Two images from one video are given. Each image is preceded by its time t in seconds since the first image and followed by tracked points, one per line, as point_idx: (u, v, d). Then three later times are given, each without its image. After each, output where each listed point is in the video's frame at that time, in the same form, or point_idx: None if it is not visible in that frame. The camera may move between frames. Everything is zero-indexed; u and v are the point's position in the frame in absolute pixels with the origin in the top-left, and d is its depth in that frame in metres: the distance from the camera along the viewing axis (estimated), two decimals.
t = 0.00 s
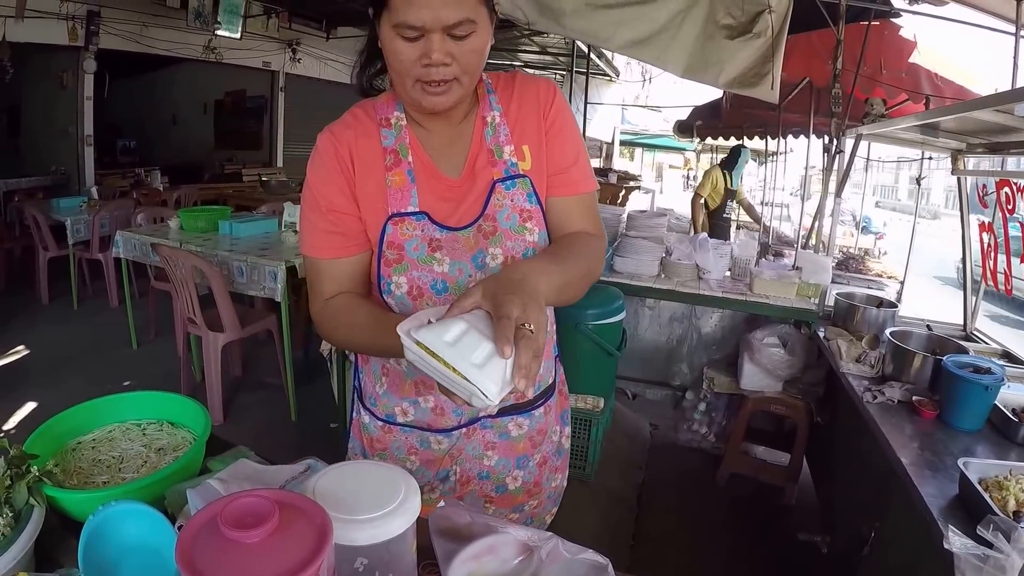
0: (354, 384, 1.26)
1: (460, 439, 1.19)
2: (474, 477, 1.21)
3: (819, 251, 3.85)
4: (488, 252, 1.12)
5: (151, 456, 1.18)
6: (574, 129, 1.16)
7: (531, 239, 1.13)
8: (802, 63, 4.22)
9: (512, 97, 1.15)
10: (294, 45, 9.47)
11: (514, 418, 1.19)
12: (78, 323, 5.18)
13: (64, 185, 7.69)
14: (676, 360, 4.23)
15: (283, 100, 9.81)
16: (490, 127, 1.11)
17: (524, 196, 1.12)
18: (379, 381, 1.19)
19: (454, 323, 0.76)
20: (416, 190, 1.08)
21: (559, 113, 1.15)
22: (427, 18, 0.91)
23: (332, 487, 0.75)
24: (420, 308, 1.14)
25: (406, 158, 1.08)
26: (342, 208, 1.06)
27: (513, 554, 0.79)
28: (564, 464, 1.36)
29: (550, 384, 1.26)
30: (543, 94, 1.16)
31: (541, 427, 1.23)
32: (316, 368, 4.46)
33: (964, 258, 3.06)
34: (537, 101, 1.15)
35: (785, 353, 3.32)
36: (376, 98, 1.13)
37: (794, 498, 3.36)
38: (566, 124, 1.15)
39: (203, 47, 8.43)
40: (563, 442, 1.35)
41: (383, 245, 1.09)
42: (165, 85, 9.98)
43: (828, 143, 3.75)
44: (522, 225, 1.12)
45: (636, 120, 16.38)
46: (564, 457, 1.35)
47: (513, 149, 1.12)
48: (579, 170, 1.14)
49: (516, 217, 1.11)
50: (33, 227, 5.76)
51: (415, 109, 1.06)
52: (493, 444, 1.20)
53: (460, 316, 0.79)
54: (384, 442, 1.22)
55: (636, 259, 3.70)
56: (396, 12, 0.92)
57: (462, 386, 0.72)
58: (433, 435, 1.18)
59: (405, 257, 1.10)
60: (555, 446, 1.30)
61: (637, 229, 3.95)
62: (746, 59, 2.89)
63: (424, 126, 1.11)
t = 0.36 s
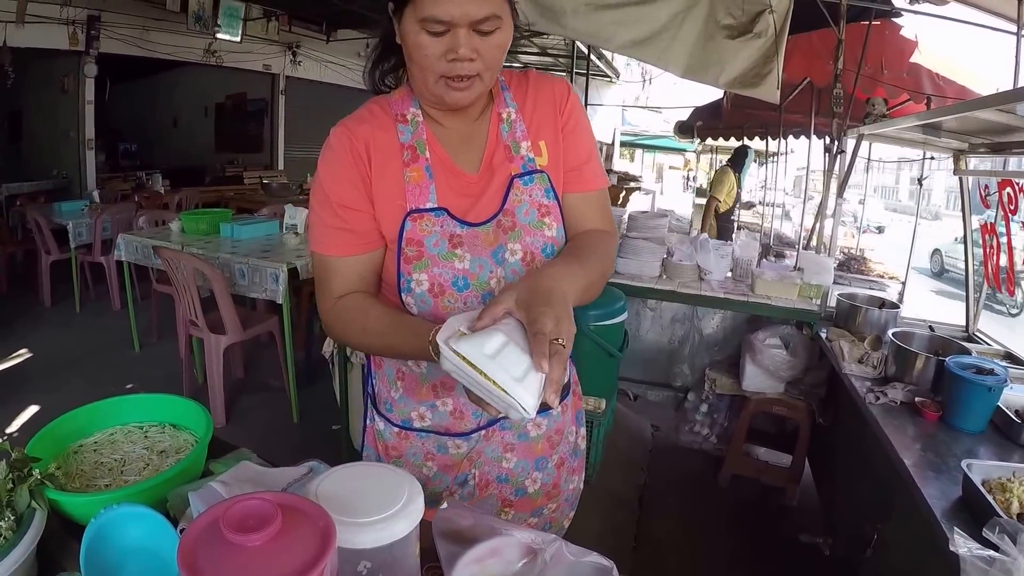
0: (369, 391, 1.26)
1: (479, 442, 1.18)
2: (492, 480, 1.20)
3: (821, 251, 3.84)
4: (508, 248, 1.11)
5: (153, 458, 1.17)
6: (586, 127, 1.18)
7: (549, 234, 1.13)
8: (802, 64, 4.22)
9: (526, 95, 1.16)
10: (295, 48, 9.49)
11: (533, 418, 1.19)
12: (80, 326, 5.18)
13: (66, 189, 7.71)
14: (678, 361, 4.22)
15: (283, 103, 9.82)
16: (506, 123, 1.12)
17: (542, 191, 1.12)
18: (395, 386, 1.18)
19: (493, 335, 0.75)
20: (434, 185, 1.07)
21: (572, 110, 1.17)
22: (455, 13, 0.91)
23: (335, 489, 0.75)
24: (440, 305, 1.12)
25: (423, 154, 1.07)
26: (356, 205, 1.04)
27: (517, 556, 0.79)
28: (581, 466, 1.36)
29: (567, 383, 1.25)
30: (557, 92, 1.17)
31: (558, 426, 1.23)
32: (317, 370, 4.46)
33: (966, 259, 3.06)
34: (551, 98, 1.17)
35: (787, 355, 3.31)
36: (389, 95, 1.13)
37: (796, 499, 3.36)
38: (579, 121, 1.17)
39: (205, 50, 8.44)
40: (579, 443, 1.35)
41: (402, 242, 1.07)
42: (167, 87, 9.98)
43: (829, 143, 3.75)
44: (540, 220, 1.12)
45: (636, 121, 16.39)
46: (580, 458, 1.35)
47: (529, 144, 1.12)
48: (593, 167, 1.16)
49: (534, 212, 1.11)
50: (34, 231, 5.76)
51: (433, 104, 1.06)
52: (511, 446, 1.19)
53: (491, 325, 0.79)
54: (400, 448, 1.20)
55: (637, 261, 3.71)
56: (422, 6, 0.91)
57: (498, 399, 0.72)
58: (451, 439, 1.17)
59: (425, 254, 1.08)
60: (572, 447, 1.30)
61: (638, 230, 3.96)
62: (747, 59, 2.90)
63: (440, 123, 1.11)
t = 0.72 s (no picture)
0: (377, 397, 1.25)
1: (490, 444, 1.17)
2: (504, 481, 1.20)
3: (822, 251, 3.84)
4: (513, 248, 1.11)
5: (155, 460, 1.17)
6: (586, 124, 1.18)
7: (553, 232, 1.13)
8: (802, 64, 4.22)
9: (525, 92, 1.16)
10: (295, 50, 9.50)
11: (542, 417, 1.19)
12: (81, 328, 5.19)
13: (67, 192, 7.72)
14: (679, 362, 4.22)
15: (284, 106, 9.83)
16: (507, 123, 1.11)
17: (545, 190, 1.12)
18: (403, 392, 1.18)
19: (501, 349, 0.74)
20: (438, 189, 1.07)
21: (572, 107, 1.16)
22: (461, 17, 0.90)
23: (337, 492, 0.75)
24: (447, 309, 1.11)
25: (426, 158, 1.07)
26: (360, 213, 1.04)
27: (520, 559, 0.79)
28: (593, 463, 1.36)
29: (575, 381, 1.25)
30: (556, 90, 1.17)
31: (569, 425, 1.23)
32: (319, 372, 4.46)
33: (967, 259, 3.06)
34: (550, 96, 1.17)
35: (788, 355, 3.31)
36: (389, 99, 1.12)
37: (797, 500, 3.36)
38: (579, 118, 1.17)
39: (205, 53, 8.44)
40: (591, 441, 1.35)
41: (407, 247, 1.07)
42: (167, 90, 10.00)
43: (830, 143, 3.74)
44: (545, 220, 1.12)
45: (637, 122, 16.40)
46: (592, 456, 1.35)
47: (531, 143, 1.12)
48: (596, 163, 1.16)
49: (538, 211, 1.11)
50: (36, 233, 5.77)
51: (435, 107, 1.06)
52: (522, 446, 1.19)
53: (499, 337, 0.78)
54: (410, 455, 1.20)
55: (638, 262, 3.71)
56: (428, 10, 0.91)
57: (514, 411, 0.72)
58: (461, 443, 1.16)
59: (431, 258, 1.08)
60: (583, 445, 1.30)
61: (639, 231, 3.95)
62: (747, 59, 2.90)
63: (442, 125, 1.11)
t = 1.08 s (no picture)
0: (378, 401, 1.26)
1: (490, 446, 1.17)
2: (505, 484, 1.20)
3: (823, 251, 3.83)
4: (507, 248, 1.10)
5: (157, 463, 1.18)
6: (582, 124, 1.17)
7: (549, 232, 1.12)
8: (803, 64, 4.22)
9: (519, 95, 1.16)
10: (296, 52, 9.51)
11: (542, 419, 1.18)
12: (83, 331, 5.20)
13: (69, 195, 7.74)
14: (681, 362, 4.21)
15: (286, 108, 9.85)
16: (501, 125, 1.11)
17: (540, 191, 1.11)
18: (402, 395, 1.18)
19: (481, 357, 0.75)
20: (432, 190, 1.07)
21: (566, 107, 1.16)
22: (455, 21, 0.91)
23: (337, 494, 0.75)
24: (442, 310, 1.11)
25: (420, 161, 1.07)
26: (354, 217, 1.05)
27: (520, 559, 0.79)
28: (598, 466, 1.35)
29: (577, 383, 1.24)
30: (550, 90, 1.17)
31: (570, 427, 1.22)
32: (321, 373, 4.46)
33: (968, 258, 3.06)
34: (544, 96, 1.16)
35: (790, 355, 3.30)
36: (385, 104, 1.13)
37: (799, 499, 3.36)
38: (574, 117, 1.16)
39: (206, 56, 8.45)
40: (596, 443, 1.34)
41: (401, 249, 1.07)
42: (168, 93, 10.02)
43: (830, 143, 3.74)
44: (539, 220, 1.11)
45: (637, 123, 16.40)
46: (596, 458, 1.34)
47: (525, 144, 1.12)
48: (591, 162, 1.16)
49: (533, 212, 1.10)
50: (38, 236, 5.78)
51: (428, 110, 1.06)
52: (523, 448, 1.19)
53: (480, 343, 0.79)
54: (411, 458, 1.21)
55: (639, 262, 3.71)
56: (422, 12, 0.92)
57: (498, 419, 0.74)
58: (460, 446, 1.16)
59: (425, 259, 1.08)
60: (586, 447, 1.30)
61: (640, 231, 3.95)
62: (747, 59, 2.90)
63: (436, 128, 1.11)
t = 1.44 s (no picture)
0: (372, 402, 1.26)
1: (480, 453, 1.17)
2: (495, 493, 1.20)
3: (824, 250, 3.83)
4: (502, 251, 1.09)
5: (158, 464, 1.18)
6: (585, 136, 1.18)
7: (544, 239, 1.11)
8: (802, 64, 4.22)
9: (522, 102, 1.17)
10: (296, 54, 9.53)
11: (534, 428, 1.18)
12: (85, 333, 5.21)
13: (70, 197, 7.75)
14: (682, 361, 4.22)
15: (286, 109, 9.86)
16: (502, 130, 1.12)
17: (537, 198, 1.11)
18: (395, 397, 1.19)
19: (477, 362, 0.77)
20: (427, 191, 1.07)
21: (569, 118, 1.17)
22: (442, 14, 0.92)
23: (338, 494, 0.75)
24: (432, 311, 1.10)
25: (414, 162, 1.07)
26: (348, 218, 1.05)
27: (520, 558, 0.79)
28: (588, 477, 1.35)
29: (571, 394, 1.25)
30: (553, 101, 1.18)
31: (562, 437, 1.23)
32: (322, 374, 4.46)
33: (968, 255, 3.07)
34: (547, 106, 1.17)
35: (791, 354, 3.30)
36: (382, 107, 1.14)
37: (801, 498, 3.36)
38: (576, 128, 1.17)
39: (206, 57, 8.46)
40: (586, 454, 1.34)
41: (395, 248, 1.07)
42: (169, 96, 10.04)
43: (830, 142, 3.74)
44: (536, 226, 1.10)
45: (637, 124, 16.41)
46: (586, 470, 1.34)
47: (525, 150, 1.12)
48: (593, 174, 1.16)
49: (530, 217, 1.10)
50: (39, 239, 5.79)
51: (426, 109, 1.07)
52: (514, 458, 1.19)
53: (474, 348, 0.81)
54: (404, 460, 1.21)
55: (640, 262, 3.71)
56: (410, 7, 0.93)
57: (515, 412, 0.77)
58: (452, 451, 1.17)
59: (417, 260, 1.07)
60: (577, 458, 1.30)
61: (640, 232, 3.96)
62: (746, 59, 2.90)
63: (432, 128, 1.11)
